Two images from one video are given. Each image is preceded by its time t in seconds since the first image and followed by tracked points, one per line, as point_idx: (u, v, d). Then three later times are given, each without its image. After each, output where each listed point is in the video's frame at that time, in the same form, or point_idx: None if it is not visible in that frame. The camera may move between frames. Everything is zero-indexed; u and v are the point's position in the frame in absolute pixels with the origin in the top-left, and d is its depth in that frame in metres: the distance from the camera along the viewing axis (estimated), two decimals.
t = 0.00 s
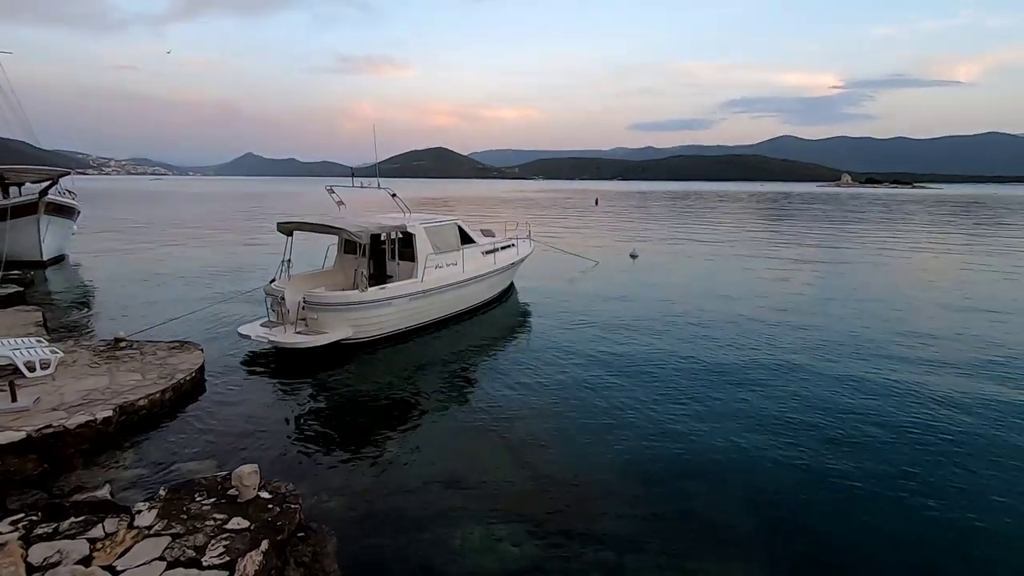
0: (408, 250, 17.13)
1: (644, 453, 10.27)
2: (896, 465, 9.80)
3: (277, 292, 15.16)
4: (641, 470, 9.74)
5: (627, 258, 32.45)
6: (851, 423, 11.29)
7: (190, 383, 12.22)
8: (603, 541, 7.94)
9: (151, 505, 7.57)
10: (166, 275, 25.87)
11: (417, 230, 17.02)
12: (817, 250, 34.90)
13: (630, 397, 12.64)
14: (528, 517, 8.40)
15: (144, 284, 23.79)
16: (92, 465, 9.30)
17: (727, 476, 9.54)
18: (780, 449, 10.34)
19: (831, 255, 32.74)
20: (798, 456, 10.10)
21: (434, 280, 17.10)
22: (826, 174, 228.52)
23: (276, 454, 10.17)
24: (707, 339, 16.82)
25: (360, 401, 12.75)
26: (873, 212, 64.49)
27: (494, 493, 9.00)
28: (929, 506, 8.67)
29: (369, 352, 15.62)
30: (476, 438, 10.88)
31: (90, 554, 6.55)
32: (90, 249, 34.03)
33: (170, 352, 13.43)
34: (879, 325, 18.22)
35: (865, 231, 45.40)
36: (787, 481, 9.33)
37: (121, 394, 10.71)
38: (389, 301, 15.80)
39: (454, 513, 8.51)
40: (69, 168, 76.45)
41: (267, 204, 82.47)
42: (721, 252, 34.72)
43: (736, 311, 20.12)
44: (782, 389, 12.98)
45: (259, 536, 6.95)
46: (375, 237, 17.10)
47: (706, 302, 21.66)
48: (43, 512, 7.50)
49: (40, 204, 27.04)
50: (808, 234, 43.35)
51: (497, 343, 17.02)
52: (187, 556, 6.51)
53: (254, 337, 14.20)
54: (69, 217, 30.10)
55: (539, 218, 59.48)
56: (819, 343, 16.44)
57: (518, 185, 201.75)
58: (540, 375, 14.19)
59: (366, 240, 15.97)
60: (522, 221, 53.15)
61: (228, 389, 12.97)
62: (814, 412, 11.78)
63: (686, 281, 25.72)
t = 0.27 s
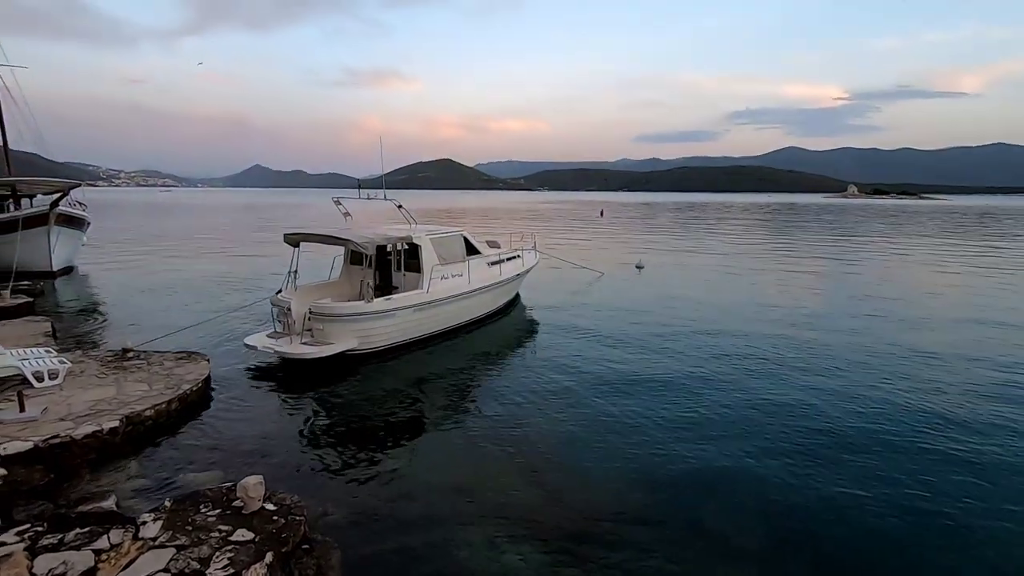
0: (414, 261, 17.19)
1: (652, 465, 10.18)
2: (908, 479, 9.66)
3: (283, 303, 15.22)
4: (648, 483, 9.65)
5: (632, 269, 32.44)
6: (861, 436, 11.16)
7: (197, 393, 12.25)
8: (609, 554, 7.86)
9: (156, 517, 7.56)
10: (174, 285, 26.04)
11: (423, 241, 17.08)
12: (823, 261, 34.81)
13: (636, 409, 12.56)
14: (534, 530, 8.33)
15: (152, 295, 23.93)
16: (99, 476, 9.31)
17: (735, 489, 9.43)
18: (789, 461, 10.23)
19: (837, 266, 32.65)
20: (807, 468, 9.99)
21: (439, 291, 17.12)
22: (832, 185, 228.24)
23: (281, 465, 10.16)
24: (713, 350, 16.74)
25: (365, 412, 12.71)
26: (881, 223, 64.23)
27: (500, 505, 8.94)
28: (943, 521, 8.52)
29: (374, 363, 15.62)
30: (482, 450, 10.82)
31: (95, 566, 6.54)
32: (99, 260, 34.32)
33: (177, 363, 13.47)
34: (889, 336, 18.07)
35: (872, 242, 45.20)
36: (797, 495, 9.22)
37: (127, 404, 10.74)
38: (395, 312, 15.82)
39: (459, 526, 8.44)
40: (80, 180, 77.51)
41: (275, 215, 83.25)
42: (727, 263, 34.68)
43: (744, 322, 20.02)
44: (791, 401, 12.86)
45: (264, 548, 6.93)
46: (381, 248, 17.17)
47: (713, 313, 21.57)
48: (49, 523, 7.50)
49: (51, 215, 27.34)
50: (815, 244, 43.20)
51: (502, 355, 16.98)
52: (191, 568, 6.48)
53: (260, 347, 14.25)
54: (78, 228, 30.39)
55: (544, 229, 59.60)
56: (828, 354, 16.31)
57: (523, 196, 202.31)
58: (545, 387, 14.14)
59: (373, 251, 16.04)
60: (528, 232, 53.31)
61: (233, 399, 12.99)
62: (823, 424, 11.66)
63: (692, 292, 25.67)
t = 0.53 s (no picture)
0: (427, 272, 17.28)
1: (666, 479, 10.06)
2: (931, 496, 9.43)
3: (298, 314, 15.35)
4: (663, 497, 9.52)
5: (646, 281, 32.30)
6: (881, 451, 10.93)
7: (213, 403, 12.36)
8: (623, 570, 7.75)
9: (172, 526, 7.62)
10: (192, 296, 26.40)
11: (436, 252, 17.17)
12: (840, 273, 34.40)
13: (649, 422, 12.46)
14: (547, 543, 8.26)
15: (170, 305, 24.29)
16: (116, 484, 9.41)
17: (752, 504, 9.27)
18: (807, 477, 10.04)
19: (855, 278, 32.23)
20: (826, 484, 9.79)
21: (452, 302, 17.17)
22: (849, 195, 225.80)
23: (295, 476, 10.20)
24: (729, 363, 16.56)
25: (378, 423, 12.74)
26: (899, 234, 63.31)
27: (513, 519, 8.87)
28: (967, 540, 8.29)
29: (387, 374, 15.66)
30: (495, 463, 10.77)
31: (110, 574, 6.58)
32: (119, 271, 34.93)
33: (193, 373, 13.62)
34: (909, 350, 17.74)
35: (891, 253, 44.55)
36: (816, 511, 9.03)
37: (145, 413, 10.87)
38: (408, 323, 15.88)
39: (471, 539, 8.40)
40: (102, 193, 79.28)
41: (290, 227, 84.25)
42: (741, 274, 34.40)
43: (759, 335, 19.80)
44: (808, 415, 12.64)
45: (277, 559, 6.94)
46: (394, 259, 17.29)
47: (728, 325, 21.36)
48: (67, 531, 7.59)
49: (74, 227, 27.93)
50: (832, 256, 42.69)
51: (515, 366, 16.94)
52: None
53: (275, 357, 14.36)
54: (100, 240, 31.00)
55: (557, 241, 59.61)
56: (846, 367, 16.04)
57: (536, 208, 202.77)
58: (558, 399, 14.08)
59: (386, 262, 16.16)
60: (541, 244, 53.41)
61: (248, 409, 13.08)
62: (842, 439, 11.44)
63: (706, 304, 25.46)
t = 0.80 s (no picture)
0: (441, 281, 17.35)
1: (680, 491, 9.94)
2: (953, 513, 9.21)
3: (312, 321, 15.47)
4: (677, 509, 9.41)
5: (659, 290, 32.14)
6: (902, 466, 10.71)
7: (228, 410, 12.47)
8: None
9: (186, 532, 7.68)
10: (209, 303, 26.74)
11: (449, 260, 17.24)
12: (857, 283, 33.95)
13: (663, 432, 12.34)
14: (559, 555, 8.20)
15: (187, 313, 24.62)
16: (132, 490, 9.50)
17: (768, 517, 9.12)
18: (824, 491, 9.86)
19: (872, 288, 31.78)
20: (844, 499, 9.61)
21: (465, 311, 17.21)
22: (866, 204, 223.18)
23: (308, 483, 10.24)
24: (743, 373, 16.37)
25: (390, 431, 12.76)
26: (918, 244, 62.39)
27: (525, 530, 8.82)
28: (992, 558, 8.07)
29: (400, 382, 15.71)
30: (507, 473, 10.73)
31: None
32: (138, 279, 35.50)
33: (209, 380, 13.77)
34: (929, 361, 17.42)
35: (910, 263, 43.89)
36: (834, 526, 8.86)
37: (162, 420, 10.99)
38: (421, 332, 15.92)
39: (483, 549, 8.36)
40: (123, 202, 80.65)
41: (306, 235, 85.03)
42: (756, 284, 34.08)
43: (775, 345, 19.58)
44: (826, 427, 12.45)
45: (290, 568, 6.97)
46: (408, 267, 17.39)
47: (743, 335, 21.15)
48: (85, 536, 7.68)
49: (95, 235, 28.47)
50: (849, 266, 42.16)
51: (527, 375, 16.90)
52: None
53: (289, 365, 14.47)
54: (120, 248, 31.57)
55: (570, 249, 59.58)
56: (864, 379, 15.78)
57: (549, 217, 202.91)
58: (571, 408, 14.01)
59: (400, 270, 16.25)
60: (554, 253, 53.41)
61: (262, 416, 13.17)
62: (860, 452, 11.24)
63: (721, 313, 25.25)
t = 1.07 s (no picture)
0: (452, 286, 17.39)
1: (694, 499, 9.81)
2: (976, 523, 8.99)
3: (324, 326, 15.56)
4: (689, 516, 9.31)
5: (671, 296, 31.95)
6: (921, 475, 10.50)
7: (241, 414, 12.55)
8: None
9: (200, 535, 7.73)
10: (222, 308, 27.00)
11: (460, 266, 17.28)
12: (872, 289, 33.52)
13: (675, 439, 12.25)
14: (570, 561, 8.14)
15: (202, 317, 24.88)
16: (147, 493, 9.59)
17: (782, 526, 8.99)
18: (841, 500, 9.69)
19: (888, 294, 31.35)
20: (861, 507, 9.45)
21: (476, 316, 17.22)
22: (880, 209, 220.68)
23: (319, 488, 10.27)
24: (756, 380, 16.20)
25: (401, 436, 12.77)
26: (935, 249, 61.57)
27: (535, 536, 8.77)
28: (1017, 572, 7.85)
29: (411, 387, 15.74)
30: (517, 478, 10.69)
31: None
32: (154, 284, 35.94)
33: (223, 384, 13.89)
34: (948, 369, 17.11)
35: (926, 269, 43.30)
36: (851, 536, 8.70)
37: (176, 423, 11.09)
38: (432, 337, 15.96)
39: (493, 554, 8.32)
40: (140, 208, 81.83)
41: (318, 241, 85.65)
42: (769, 290, 33.77)
43: (789, 351, 19.37)
44: (841, 435, 12.25)
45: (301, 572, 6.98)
46: (419, 273, 17.44)
47: (756, 341, 20.96)
48: (100, 538, 7.76)
49: (113, 241, 28.89)
50: (864, 271, 41.66)
51: (537, 381, 16.85)
52: None
53: (302, 369, 14.56)
54: (137, 254, 32.00)
55: (582, 255, 59.46)
56: (879, 386, 15.55)
57: (560, 223, 202.63)
58: (582, 414, 13.95)
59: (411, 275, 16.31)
60: (565, 258, 53.33)
61: (275, 421, 13.25)
62: (877, 461, 11.04)
63: (733, 319, 25.02)
